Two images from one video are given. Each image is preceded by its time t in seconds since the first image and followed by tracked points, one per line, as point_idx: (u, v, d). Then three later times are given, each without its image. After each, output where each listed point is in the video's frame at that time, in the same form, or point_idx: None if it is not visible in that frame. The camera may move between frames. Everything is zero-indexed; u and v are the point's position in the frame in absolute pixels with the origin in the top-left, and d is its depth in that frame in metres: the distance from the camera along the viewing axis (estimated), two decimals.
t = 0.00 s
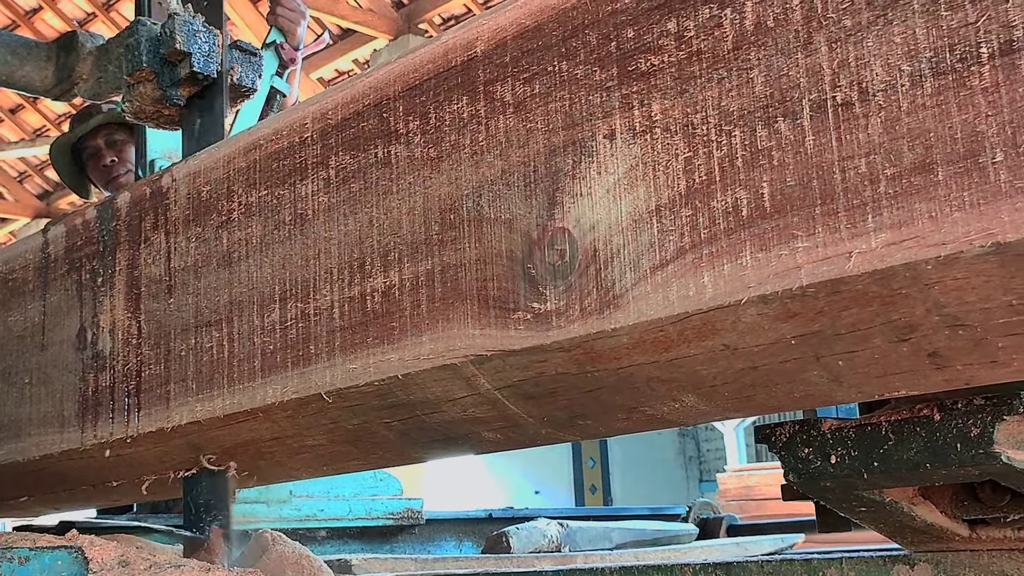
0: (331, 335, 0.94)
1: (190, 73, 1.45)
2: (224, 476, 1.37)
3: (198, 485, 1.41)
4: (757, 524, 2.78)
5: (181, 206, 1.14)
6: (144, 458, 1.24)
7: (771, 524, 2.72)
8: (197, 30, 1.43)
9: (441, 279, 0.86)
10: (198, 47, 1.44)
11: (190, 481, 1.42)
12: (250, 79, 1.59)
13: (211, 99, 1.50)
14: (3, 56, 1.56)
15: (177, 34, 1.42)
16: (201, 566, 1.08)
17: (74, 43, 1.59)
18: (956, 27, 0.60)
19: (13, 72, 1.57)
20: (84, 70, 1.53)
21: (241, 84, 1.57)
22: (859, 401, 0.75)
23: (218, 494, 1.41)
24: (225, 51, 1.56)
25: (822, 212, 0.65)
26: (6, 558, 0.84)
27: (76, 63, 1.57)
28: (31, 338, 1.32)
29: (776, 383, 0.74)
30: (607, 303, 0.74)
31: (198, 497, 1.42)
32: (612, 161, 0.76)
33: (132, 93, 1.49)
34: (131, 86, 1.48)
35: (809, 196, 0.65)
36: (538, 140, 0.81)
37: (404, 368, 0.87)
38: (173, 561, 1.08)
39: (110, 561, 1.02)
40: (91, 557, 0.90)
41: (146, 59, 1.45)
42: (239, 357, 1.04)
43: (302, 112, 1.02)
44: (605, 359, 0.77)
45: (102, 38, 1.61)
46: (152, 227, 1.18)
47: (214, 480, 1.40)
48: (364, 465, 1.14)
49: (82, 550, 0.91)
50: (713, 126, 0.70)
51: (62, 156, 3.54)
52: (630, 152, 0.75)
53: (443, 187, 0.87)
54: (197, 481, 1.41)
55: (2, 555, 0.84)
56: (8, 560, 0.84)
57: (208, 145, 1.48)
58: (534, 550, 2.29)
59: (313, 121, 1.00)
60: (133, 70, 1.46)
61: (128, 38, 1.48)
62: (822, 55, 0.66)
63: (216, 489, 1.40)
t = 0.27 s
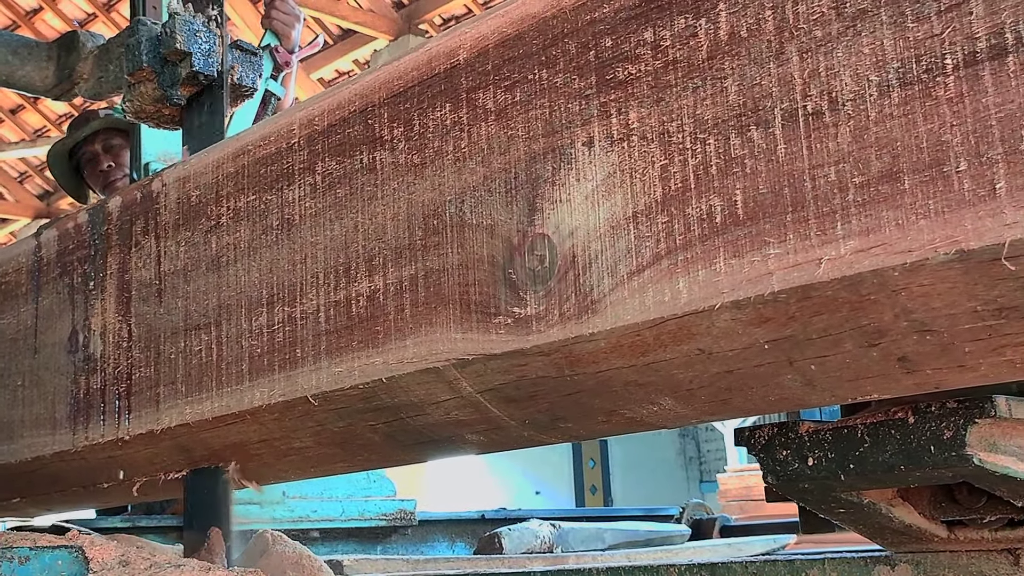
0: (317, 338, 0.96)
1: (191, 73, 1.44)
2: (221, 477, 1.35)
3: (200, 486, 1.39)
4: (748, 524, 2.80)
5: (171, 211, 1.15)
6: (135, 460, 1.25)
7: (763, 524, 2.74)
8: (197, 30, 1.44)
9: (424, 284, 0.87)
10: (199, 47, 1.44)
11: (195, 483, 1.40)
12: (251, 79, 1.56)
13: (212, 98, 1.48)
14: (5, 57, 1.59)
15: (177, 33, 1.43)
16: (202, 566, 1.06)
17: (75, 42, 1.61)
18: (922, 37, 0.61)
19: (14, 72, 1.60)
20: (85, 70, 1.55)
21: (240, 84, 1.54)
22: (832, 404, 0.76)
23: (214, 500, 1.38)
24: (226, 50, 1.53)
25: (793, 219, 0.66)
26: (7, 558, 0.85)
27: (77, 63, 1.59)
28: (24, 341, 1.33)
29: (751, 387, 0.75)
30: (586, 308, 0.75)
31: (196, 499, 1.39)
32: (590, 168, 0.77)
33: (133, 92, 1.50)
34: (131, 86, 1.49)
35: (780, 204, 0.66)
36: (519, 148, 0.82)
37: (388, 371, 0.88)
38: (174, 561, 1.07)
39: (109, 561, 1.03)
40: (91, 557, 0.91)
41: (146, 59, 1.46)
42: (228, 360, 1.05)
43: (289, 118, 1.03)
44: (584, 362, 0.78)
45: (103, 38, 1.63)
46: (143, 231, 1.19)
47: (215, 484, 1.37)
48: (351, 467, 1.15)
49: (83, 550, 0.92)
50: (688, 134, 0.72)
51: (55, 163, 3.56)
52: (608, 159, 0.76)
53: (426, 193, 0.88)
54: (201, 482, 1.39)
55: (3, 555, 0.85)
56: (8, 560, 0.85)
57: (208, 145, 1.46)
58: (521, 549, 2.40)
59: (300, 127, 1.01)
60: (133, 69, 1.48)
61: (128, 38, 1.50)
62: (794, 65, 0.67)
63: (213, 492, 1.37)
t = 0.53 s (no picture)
0: (303, 342, 0.97)
1: (190, 73, 1.46)
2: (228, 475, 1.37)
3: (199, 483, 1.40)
4: (741, 525, 2.82)
5: (161, 216, 1.16)
6: (125, 461, 1.26)
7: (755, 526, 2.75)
8: (196, 30, 1.47)
9: (407, 289, 0.88)
10: (198, 47, 1.46)
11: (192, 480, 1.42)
12: (251, 79, 1.59)
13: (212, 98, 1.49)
14: (5, 58, 1.67)
15: (176, 34, 1.46)
16: (201, 566, 1.05)
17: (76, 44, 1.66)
18: (889, 49, 0.63)
19: (14, 72, 1.68)
20: (84, 69, 1.63)
21: (240, 84, 1.58)
22: (806, 409, 0.77)
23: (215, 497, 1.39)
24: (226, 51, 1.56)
25: (764, 227, 0.67)
26: (6, 558, 0.85)
27: (76, 63, 1.66)
28: (16, 343, 1.34)
29: (725, 391, 0.77)
30: (563, 314, 0.76)
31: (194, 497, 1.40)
32: (568, 175, 0.78)
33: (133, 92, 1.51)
34: (132, 86, 1.52)
35: (751, 211, 0.68)
36: (499, 155, 0.83)
37: (372, 375, 0.90)
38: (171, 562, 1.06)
39: (110, 561, 1.00)
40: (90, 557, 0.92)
41: (146, 59, 1.49)
42: (215, 363, 1.06)
43: (276, 124, 1.04)
44: (562, 367, 0.79)
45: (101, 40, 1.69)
46: (133, 235, 1.20)
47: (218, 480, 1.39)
48: (337, 469, 1.17)
49: (82, 550, 0.93)
50: (663, 143, 0.73)
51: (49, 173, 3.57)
52: (586, 167, 0.77)
53: (409, 200, 0.89)
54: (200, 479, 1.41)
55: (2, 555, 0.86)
56: (8, 560, 0.85)
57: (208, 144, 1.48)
58: (514, 549, 2.40)
59: (286, 134, 1.03)
60: (133, 70, 1.50)
61: (129, 39, 1.54)
62: (765, 76, 0.68)
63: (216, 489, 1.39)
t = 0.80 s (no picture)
0: (289, 346, 0.98)
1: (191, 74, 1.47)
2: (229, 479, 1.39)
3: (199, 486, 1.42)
4: (732, 526, 2.84)
5: (151, 220, 1.18)
6: (116, 463, 1.27)
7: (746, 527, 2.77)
8: (197, 30, 1.47)
9: (390, 294, 0.90)
10: (198, 47, 1.47)
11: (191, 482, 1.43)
12: (251, 79, 1.59)
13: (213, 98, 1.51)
14: (5, 58, 1.56)
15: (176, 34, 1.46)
16: (202, 565, 1.04)
17: (75, 43, 1.58)
18: (857, 62, 0.64)
19: (13, 73, 1.57)
20: (83, 71, 1.53)
21: (241, 85, 1.57)
22: (780, 413, 0.79)
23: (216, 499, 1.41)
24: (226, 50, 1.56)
25: (736, 236, 0.68)
26: (6, 558, 0.88)
27: (75, 63, 1.57)
28: (8, 347, 1.35)
29: (701, 396, 0.78)
30: (542, 319, 0.78)
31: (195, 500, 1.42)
32: (547, 183, 0.80)
33: (132, 93, 1.52)
34: (130, 87, 1.51)
35: (723, 220, 0.69)
36: (480, 163, 0.84)
37: (356, 379, 0.91)
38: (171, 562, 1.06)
39: (110, 562, 0.99)
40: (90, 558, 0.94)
41: (146, 60, 1.48)
42: (204, 367, 1.07)
43: (263, 131, 1.06)
44: (541, 371, 0.81)
45: (102, 38, 1.60)
46: (123, 240, 1.21)
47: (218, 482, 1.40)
48: (324, 471, 1.18)
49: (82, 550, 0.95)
50: (639, 152, 0.74)
51: (49, 176, 3.58)
52: (564, 175, 0.79)
53: (392, 207, 0.91)
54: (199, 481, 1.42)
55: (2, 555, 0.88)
56: (7, 560, 0.87)
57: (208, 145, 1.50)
58: (506, 549, 2.45)
59: (273, 141, 1.04)
60: (133, 71, 1.49)
61: (128, 39, 1.51)
62: (737, 87, 0.69)
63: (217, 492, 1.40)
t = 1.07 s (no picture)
0: (275, 348, 1.00)
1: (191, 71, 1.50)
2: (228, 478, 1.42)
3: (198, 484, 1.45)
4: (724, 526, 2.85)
5: (140, 223, 1.19)
6: (107, 463, 1.28)
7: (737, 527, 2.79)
8: (196, 28, 1.49)
9: (374, 297, 0.91)
10: (198, 46, 1.49)
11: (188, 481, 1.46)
12: (251, 77, 1.64)
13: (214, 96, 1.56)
14: (4, 55, 1.54)
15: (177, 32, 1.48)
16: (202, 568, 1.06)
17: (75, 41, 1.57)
18: (825, 72, 0.65)
19: (13, 70, 1.55)
20: (84, 68, 1.53)
21: (240, 83, 1.62)
22: (754, 415, 0.80)
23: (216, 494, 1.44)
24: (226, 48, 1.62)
25: (708, 241, 0.69)
26: (7, 556, 0.88)
27: (76, 61, 1.56)
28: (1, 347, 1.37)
29: (676, 398, 0.80)
30: (521, 323, 0.79)
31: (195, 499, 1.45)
32: (526, 188, 0.81)
33: (133, 91, 1.54)
34: (130, 84, 1.53)
35: (696, 226, 0.70)
36: (461, 168, 0.86)
37: (341, 381, 0.92)
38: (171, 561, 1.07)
39: (110, 559, 1.01)
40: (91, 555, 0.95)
41: (146, 57, 1.49)
42: (192, 368, 1.09)
43: (251, 135, 1.07)
44: (520, 374, 0.82)
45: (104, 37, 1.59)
46: (114, 242, 1.22)
47: (217, 480, 1.43)
48: (312, 471, 1.19)
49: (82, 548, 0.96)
50: (615, 159, 0.75)
51: (66, 169, 3.62)
52: (542, 181, 0.80)
53: (376, 211, 0.92)
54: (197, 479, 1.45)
55: (3, 553, 0.88)
56: (8, 558, 0.88)
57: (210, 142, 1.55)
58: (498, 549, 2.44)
59: (260, 144, 1.05)
60: (133, 68, 1.50)
61: (127, 36, 1.51)
62: (710, 95, 0.71)
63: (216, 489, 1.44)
